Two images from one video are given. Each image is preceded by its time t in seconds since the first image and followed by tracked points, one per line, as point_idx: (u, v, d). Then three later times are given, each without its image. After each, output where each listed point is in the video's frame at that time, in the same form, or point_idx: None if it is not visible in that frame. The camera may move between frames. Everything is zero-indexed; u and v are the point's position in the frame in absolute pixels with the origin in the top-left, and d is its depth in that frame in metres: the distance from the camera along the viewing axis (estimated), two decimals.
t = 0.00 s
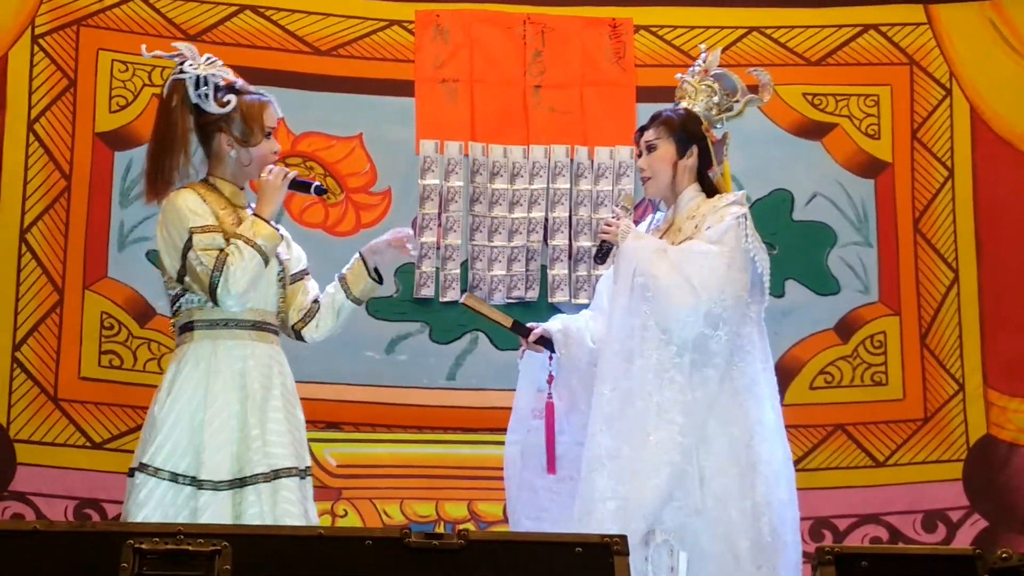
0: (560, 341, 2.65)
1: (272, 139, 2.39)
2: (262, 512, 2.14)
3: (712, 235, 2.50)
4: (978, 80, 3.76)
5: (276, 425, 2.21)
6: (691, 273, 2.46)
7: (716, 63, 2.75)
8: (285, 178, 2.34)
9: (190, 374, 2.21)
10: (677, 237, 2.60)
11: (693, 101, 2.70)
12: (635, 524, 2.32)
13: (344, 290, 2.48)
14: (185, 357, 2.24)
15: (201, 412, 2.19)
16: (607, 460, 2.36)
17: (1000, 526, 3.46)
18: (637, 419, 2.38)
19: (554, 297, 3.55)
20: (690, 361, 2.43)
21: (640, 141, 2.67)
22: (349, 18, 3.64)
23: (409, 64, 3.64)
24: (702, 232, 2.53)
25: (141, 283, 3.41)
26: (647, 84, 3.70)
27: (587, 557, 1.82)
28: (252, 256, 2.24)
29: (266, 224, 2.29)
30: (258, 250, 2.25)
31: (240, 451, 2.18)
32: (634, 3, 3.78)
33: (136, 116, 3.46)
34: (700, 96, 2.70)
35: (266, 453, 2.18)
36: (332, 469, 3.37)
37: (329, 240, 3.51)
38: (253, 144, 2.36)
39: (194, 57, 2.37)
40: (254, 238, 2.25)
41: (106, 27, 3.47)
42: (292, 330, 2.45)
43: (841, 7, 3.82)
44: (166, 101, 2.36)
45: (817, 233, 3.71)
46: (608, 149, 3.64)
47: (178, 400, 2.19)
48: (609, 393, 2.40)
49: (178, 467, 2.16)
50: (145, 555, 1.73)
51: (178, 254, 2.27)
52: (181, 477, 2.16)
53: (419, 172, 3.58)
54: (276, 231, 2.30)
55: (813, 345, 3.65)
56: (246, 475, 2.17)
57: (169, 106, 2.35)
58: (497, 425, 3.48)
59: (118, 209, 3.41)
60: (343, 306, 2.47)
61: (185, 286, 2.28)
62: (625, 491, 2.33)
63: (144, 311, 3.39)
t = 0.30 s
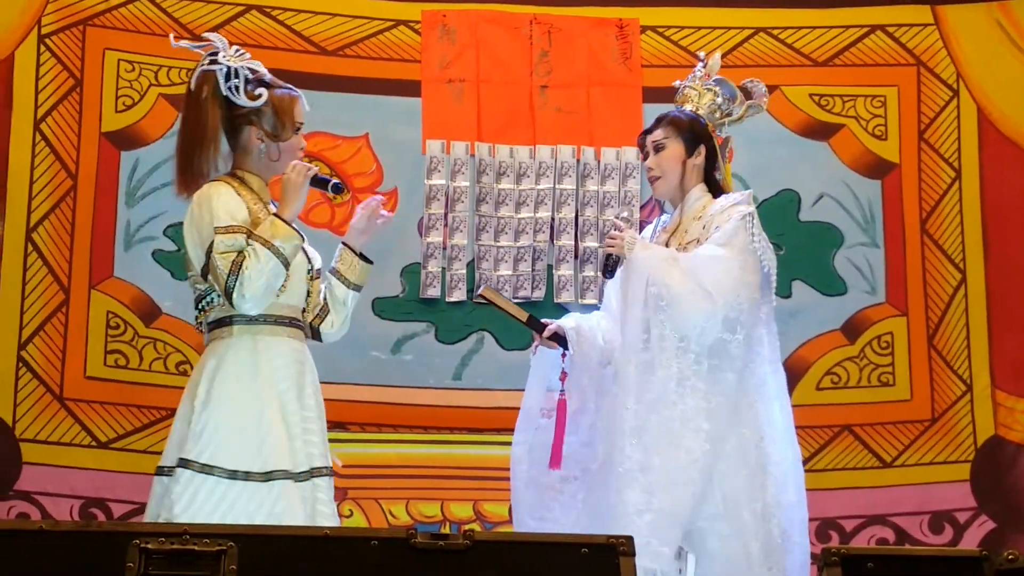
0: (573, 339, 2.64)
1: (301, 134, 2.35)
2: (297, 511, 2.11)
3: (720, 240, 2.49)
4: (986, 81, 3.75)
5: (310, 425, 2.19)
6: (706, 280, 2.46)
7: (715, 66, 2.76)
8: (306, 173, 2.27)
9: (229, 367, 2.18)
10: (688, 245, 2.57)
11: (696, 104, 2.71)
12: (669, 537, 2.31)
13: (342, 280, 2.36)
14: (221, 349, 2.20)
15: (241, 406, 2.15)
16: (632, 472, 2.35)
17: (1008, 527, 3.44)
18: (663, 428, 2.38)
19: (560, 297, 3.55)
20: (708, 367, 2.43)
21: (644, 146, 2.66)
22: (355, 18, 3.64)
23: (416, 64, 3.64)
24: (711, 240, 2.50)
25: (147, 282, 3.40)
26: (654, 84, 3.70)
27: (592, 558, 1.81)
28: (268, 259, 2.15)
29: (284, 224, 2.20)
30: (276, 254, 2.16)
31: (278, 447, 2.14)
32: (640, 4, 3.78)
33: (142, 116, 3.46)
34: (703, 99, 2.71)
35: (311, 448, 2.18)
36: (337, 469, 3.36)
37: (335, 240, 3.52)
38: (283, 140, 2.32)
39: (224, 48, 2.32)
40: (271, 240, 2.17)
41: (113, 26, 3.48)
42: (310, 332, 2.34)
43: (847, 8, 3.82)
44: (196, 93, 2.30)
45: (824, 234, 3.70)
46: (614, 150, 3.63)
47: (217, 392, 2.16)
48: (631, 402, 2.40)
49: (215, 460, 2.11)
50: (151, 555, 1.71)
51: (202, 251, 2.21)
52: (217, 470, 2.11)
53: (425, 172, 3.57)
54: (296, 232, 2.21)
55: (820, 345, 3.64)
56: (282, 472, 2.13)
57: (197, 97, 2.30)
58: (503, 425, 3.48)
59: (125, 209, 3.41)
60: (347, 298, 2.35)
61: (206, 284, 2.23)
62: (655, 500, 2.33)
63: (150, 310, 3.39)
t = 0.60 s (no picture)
0: (581, 338, 2.68)
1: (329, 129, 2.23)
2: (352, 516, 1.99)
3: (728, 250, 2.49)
4: (990, 84, 3.75)
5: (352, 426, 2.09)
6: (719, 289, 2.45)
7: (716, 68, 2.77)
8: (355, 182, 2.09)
9: (279, 361, 2.03)
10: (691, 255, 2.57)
11: (700, 106, 2.71)
12: (702, 552, 2.30)
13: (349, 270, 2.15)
14: (270, 341, 2.04)
15: (294, 402, 2.01)
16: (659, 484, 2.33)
17: (1012, 531, 3.43)
18: (688, 440, 2.36)
19: (564, 300, 3.55)
20: (725, 375, 2.42)
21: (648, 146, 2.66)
22: (358, 20, 3.64)
23: (419, 66, 3.63)
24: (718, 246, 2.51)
25: (150, 283, 3.40)
26: (657, 86, 3.69)
27: (595, 561, 1.80)
28: (295, 266, 1.99)
29: (317, 229, 2.02)
30: (306, 261, 2.00)
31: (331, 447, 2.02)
32: (644, 6, 3.77)
33: (146, 117, 3.46)
34: (706, 101, 2.72)
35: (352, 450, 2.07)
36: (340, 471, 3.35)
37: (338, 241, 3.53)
38: (313, 133, 2.19)
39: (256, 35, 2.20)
40: (305, 246, 2.01)
41: (117, 27, 3.48)
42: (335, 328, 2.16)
43: (851, 11, 3.81)
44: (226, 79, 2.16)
45: (828, 236, 3.69)
46: (618, 153, 3.62)
47: (268, 386, 2.01)
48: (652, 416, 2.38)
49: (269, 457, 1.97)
50: (154, 557, 1.69)
51: (237, 245, 2.06)
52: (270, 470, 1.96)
53: (429, 174, 3.57)
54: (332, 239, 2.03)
55: (824, 348, 3.63)
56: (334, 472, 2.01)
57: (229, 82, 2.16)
58: (506, 428, 3.47)
59: (128, 210, 3.41)
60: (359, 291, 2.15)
61: (239, 283, 2.08)
62: (683, 512, 2.31)
63: (153, 312, 3.38)
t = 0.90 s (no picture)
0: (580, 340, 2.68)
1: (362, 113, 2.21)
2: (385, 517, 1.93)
3: (731, 258, 2.48)
4: (985, 88, 3.75)
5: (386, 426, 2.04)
6: (725, 297, 2.44)
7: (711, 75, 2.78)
8: (410, 181, 2.05)
9: (327, 349, 2.00)
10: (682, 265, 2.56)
11: (694, 112, 2.72)
12: (737, 567, 2.27)
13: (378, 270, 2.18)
14: (318, 326, 2.01)
15: (337, 392, 1.97)
16: (685, 503, 2.31)
17: (1005, 536, 3.43)
18: (712, 456, 2.35)
19: (559, 303, 3.54)
20: (736, 385, 2.41)
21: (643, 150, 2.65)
22: (353, 23, 3.64)
23: (414, 68, 3.62)
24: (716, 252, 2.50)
25: (144, 285, 3.40)
26: (652, 89, 3.69)
27: (587, 565, 1.80)
28: (338, 255, 1.95)
29: (362, 220, 1.98)
30: (350, 252, 1.96)
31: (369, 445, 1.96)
32: (639, 10, 3.77)
33: (140, 119, 3.46)
34: (700, 108, 2.72)
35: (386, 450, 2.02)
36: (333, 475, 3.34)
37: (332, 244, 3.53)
38: (350, 115, 2.17)
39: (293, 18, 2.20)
40: (351, 238, 1.96)
41: (111, 29, 3.48)
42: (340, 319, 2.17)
43: (847, 15, 3.81)
44: (263, 57, 2.13)
45: (823, 240, 3.69)
46: (612, 157, 3.62)
47: (312, 373, 1.97)
48: (671, 435, 2.37)
49: (309, 446, 1.92)
50: (145, 559, 1.70)
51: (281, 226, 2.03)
52: (309, 459, 1.91)
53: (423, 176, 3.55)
54: (381, 233, 1.99)
55: (819, 352, 3.63)
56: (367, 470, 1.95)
57: (264, 58, 2.13)
58: (500, 431, 3.46)
59: (122, 211, 3.41)
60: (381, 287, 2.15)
61: (277, 266, 2.07)
62: (710, 530, 2.29)
63: (146, 313, 3.38)
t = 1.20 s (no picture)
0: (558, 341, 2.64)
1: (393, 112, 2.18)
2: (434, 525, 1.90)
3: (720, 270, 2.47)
4: (971, 93, 3.75)
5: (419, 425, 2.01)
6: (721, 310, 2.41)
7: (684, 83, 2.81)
8: (461, 180, 2.00)
9: (367, 348, 1.95)
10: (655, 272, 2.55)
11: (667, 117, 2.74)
12: None
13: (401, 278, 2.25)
14: (356, 325, 1.96)
15: (381, 392, 1.93)
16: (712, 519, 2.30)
17: (991, 540, 3.43)
18: (727, 470, 2.34)
19: (545, 306, 3.54)
20: (732, 396, 2.41)
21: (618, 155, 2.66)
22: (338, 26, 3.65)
23: (400, 71, 3.63)
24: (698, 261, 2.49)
25: (129, 288, 3.40)
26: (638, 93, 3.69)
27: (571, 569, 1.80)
28: (392, 253, 1.90)
29: (415, 218, 1.93)
30: (402, 249, 1.90)
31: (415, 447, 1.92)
32: (625, 13, 3.77)
33: (125, 123, 3.47)
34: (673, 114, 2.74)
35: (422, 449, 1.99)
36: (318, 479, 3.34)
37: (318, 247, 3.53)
38: (384, 109, 2.13)
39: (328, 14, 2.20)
40: (403, 234, 1.91)
41: (96, 33, 3.48)
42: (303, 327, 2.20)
43: (833, 19, 3.81)
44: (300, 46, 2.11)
45: (809, 244, 3.69)
46: (599, 161, 3.63)
47: (353, 373, 1.92)
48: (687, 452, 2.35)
49: (356, 447, 1.87)
50: (129, 565, 1.68)
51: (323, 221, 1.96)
52: (359, 462, 1.86)
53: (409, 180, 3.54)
54: (432, 232, 1.94)
55: (806, 355, 3.63)
56: (417, 472, 1.90)
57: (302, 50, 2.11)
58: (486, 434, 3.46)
59: (107, 215, 3.41)
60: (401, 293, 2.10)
61: (316, 262, 2.00)
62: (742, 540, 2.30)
63: (132, 317, 3.38)
